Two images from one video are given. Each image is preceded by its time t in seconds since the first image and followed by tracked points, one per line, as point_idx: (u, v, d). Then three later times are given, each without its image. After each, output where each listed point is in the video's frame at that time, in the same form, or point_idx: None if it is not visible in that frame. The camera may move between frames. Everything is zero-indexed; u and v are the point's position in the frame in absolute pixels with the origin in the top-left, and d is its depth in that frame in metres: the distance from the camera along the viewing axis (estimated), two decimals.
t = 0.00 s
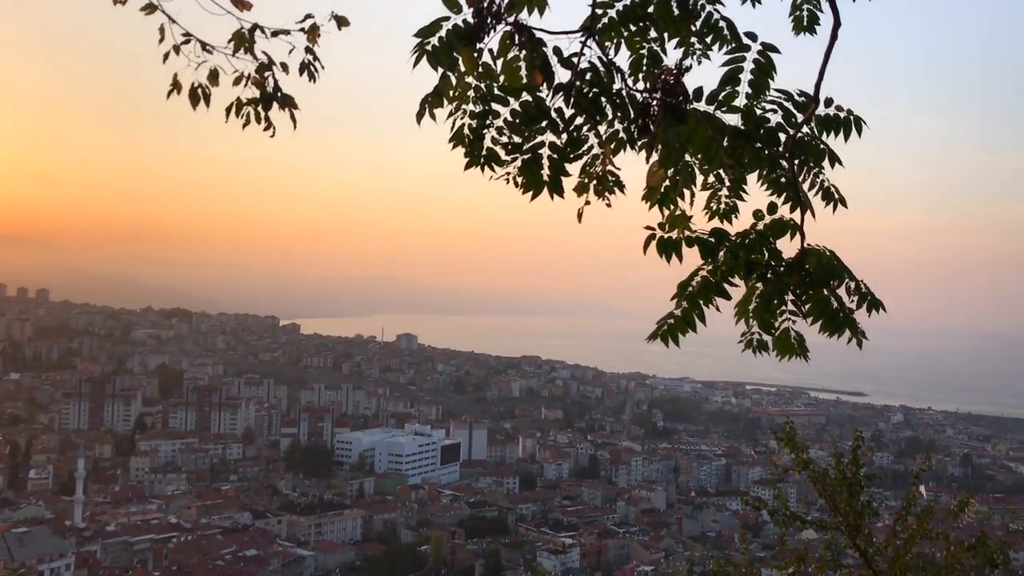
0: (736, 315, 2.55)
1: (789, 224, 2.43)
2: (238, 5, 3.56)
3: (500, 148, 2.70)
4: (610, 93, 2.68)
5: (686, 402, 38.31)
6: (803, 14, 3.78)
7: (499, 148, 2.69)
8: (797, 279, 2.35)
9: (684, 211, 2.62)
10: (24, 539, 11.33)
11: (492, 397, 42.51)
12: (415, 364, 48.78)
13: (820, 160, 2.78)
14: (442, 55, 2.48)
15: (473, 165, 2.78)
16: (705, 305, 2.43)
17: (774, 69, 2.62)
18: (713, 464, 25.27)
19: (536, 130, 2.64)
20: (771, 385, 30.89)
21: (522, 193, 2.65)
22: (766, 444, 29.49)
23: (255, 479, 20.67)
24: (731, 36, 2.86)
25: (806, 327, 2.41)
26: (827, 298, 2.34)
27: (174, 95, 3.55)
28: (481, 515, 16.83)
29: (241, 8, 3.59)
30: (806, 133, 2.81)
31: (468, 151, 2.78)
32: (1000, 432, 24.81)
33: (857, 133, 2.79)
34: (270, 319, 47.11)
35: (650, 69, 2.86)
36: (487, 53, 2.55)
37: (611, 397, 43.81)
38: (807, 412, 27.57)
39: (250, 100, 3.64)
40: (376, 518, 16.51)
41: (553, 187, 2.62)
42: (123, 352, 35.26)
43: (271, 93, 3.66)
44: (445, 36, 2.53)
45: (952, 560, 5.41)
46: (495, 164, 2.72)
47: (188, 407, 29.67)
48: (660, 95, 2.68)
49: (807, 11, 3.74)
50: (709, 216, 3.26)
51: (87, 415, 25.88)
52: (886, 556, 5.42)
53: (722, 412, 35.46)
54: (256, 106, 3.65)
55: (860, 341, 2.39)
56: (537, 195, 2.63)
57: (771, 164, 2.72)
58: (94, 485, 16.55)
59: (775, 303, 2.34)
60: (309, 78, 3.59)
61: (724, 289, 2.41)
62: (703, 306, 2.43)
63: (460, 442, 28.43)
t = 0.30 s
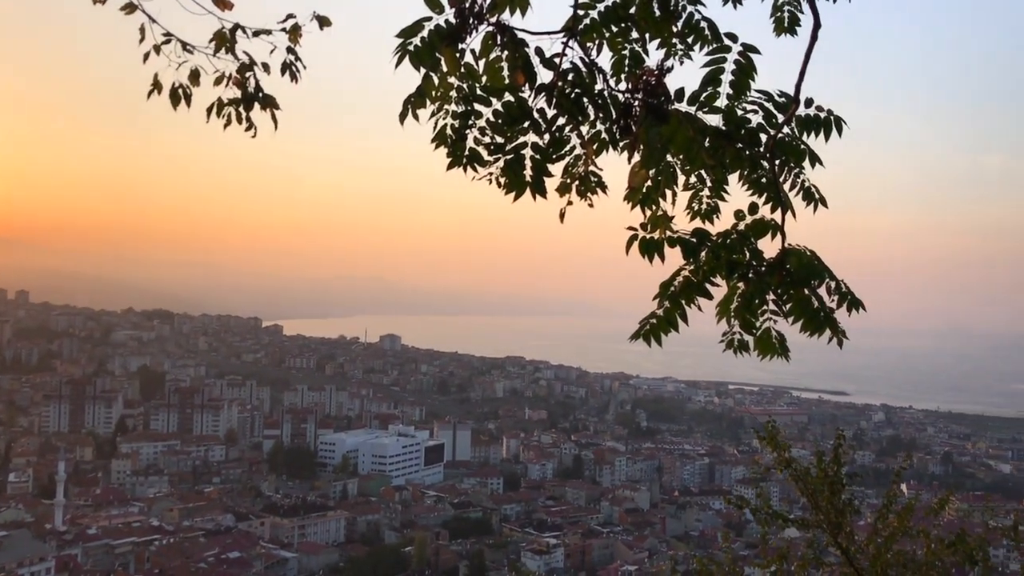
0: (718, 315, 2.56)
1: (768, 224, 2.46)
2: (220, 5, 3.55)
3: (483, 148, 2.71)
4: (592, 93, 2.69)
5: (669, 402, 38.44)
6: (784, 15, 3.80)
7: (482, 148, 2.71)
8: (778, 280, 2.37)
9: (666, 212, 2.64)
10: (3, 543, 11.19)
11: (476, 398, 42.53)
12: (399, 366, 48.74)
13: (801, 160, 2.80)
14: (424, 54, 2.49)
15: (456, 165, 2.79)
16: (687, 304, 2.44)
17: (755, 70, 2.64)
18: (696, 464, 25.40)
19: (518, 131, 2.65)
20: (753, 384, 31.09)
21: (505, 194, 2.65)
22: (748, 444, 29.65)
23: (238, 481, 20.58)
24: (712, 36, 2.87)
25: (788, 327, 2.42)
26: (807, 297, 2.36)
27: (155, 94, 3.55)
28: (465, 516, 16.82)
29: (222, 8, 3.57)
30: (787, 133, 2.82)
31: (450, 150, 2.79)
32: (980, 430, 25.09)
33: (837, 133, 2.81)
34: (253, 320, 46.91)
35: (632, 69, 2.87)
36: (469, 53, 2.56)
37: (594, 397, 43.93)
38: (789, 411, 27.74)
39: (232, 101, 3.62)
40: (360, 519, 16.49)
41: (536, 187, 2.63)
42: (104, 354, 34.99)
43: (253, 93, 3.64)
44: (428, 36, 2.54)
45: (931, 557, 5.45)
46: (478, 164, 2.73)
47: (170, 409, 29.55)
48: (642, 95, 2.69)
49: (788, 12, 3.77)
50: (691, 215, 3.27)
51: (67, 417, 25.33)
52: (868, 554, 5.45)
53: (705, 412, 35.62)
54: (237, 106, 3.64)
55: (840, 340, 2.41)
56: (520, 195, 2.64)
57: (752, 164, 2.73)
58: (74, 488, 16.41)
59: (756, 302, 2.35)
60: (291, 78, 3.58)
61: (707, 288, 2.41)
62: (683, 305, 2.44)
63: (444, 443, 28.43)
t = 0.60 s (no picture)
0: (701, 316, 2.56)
1: (750, 225, 2.46)
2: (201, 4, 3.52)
3: (466, 149, 2.71)
4: (575, 94, 2.69)
5: (654, 402, 38.53)
6: (766, 17, 3.82)
7: (465, 149, 2.71)
8: (761, 280, 2.38)
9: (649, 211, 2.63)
10: None
11: (460, 399, 42.51)
12: (383, 367, 48.65)
13: (783, 162, 2.80)
14: (407, 55, 2.49)
15: (439, 166, 2.79)
16: (670, 305, 2.44)
17: (737, 71, 2.65)
18: (681, 464, 25.51)
19: (501, 132, 2.65)
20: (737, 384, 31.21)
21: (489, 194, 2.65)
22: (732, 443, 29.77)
23: (221, 484, 20.49)
24: (695, 37, 2.88)
25: (770, 328, 2.42)
26: (790, 298, 2.36)
27: (136, 95, 3.53)
28: (449, 517, 16.82)
29: (204, 8, 3.55)
30: (769, 135, 2.82)
31: (434, 151, 2.79)
32: (961, 428, 25.34)
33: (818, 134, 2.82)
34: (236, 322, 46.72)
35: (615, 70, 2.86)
36: (452, 54, 2.56)
37: (579, 398, 43.99)
38: (773, 411, 27.86)
39: (214, 101, 3.60)
40: (344, 521, 16.46)
41: (520, 188, 2.63)
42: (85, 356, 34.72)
43: (236, 93, 3.62)
44: (411, 38, 2.53)
45: (913, 556, 5.47)
46: (460, 165, 2.73)
47: (152, 411, 29.37)
48: (626, 96, 2.70)
49: (769, 13, 3.79)
50: (674, 216, 3.26)
51: (49, 420, 25.26)
52: (851, 553, 5.46)
53: (689, 412, 35.75)
54: (220, 107, 3.61)
55: (822, 340, 2.42)
56: (504, 197, 2.65)
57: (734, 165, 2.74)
58: (55, 491, 16.28)
59: (738, 302, 2.36)
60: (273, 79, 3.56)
61: (689, 289, 2.42)
62: (666, 306, 2.44)
63: (429, 445, 28.40)
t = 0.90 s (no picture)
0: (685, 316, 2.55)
1: (734, 226, 2.47)
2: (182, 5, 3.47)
3: (449, 150, 2.70)
4: (557, 95, 2.68)
5: (638, 403, 38.62)
6: (749, 19, 3.81)
7: (449, 150, 2.69)
8: (743, 281, 2.37)
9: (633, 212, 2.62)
10: None
11: (445, 400, 42.48)
12: (367, 368, 48.52)
13: (767, 163, 2.80)
14: (390, 55, 2.47)
15: (422, 166, 2.77)
16: (653, 306, 2.44)
17: (720, 73, 2.65)
18: (665, 464, 25.60)
19: (484, 133, 2.64)
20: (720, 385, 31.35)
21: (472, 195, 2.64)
22: (716, 443, 29.89)
23: (204, 486, 20.37)
24: (678, 40, 2.88)
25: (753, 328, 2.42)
26: (773, 298, 2.36)
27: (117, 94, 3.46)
28: (434, 519, 16.80)
29: (186, 8, 3.50)
30: (752, 136, 2.81)
31: (416, 152, 2.77)
32: (942, 428, 25.53)
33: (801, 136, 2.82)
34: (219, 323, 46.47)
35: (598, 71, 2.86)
36: (436, 54, 2.54)
37: (564, 398, 44.06)
38: (757, 411, 27.99)
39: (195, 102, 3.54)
40: (328, 523, 16.42)
41: (504, 189, 2.62)
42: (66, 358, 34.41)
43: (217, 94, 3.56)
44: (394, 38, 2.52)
45: (895, 555, 5.50)
46: (444, 166, 2.71)
47: (134, 413, 29.16)
48: (609, 97, 2.69)
49: (753, 15, 3.78)
50: (658, 218, 3.25)
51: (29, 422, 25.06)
52: (833, 552, 5.48)
53: (673, 412, 35.88)
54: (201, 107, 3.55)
55: (805, 341, 2.42)
56: (487, 197, 2.63)
57: (717, 166, 2.73)
58: (35, 494, 16.12)
59: (721, 303, 2.36)
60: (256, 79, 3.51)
61: (673, 289, 2.42)
62: (650, 307, 2.44)
63: (413, 446, 28.35)
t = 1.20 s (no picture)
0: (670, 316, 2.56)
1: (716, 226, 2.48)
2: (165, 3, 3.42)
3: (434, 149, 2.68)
4: (542, 95, 2.68)
5: (623, 403, 38.70)
6: (731, 20, 3.82)
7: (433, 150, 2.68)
8: (727, 281, 2.38)
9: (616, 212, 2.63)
10: None
11: (430, 400, 42.43)
12: (352, 369, 48.39)
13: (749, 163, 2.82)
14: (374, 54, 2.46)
15: (405, 166, 2.76)
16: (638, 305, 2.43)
17: (704, 75, 2.66)
18: (650, 464, 25.69)
19: (468, 132, 2.63)
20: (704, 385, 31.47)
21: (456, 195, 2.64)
22: (700, 443, 30.00)
23: (186, 488, 20.26)
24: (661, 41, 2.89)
25: (737, 328, 2.43)
26: (756, 298, 2.37)
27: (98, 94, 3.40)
28: (419, 520, 16.79)
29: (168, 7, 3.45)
30: (735, 137, 2.83)
31: (400, 151, 2.76)
32: (924, 428, 25.73)
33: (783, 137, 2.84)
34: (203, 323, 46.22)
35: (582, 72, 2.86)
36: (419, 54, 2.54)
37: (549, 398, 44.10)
38: (740, 411, 28.12)
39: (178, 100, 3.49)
40: (313, 524, 16.38)
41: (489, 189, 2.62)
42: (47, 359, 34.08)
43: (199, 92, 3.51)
44: (377, 37, 2.51)
45: (877, 554, 5.54)
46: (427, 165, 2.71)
47: (116, 415, 28.93)
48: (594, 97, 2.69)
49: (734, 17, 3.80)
50: (641, 218, 3.25)
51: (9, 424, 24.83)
52: (816, 551, 5.49)
53: (658, 412, 35.98)
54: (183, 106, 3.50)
55: (788, 341, 2.43)
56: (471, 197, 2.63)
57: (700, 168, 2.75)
58: (16, 497, 15.96)
59: (706, 303, 2.36)
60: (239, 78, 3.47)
61: (657, 290, 2.41)
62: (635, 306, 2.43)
63: (397, 447, 28.32)
